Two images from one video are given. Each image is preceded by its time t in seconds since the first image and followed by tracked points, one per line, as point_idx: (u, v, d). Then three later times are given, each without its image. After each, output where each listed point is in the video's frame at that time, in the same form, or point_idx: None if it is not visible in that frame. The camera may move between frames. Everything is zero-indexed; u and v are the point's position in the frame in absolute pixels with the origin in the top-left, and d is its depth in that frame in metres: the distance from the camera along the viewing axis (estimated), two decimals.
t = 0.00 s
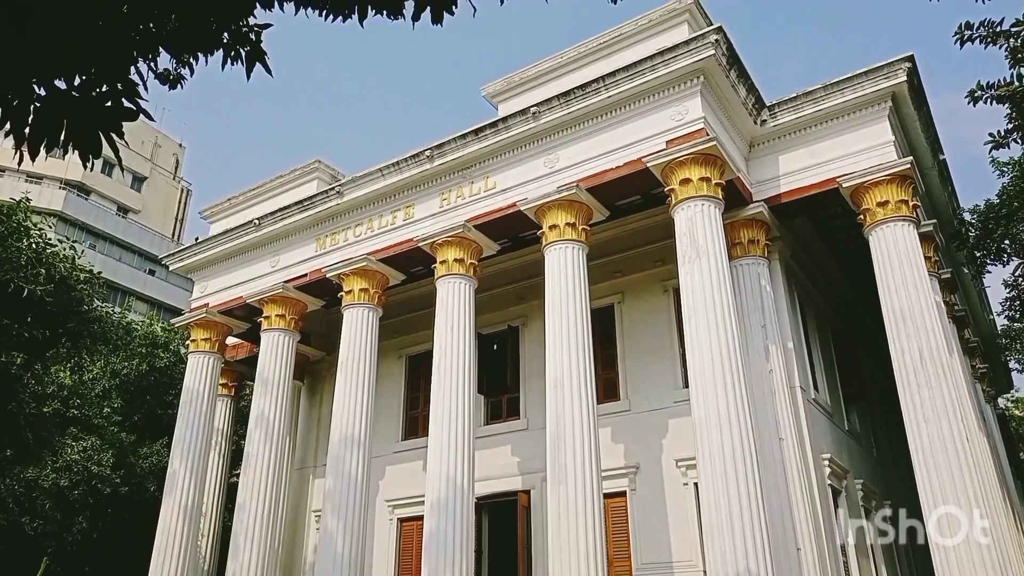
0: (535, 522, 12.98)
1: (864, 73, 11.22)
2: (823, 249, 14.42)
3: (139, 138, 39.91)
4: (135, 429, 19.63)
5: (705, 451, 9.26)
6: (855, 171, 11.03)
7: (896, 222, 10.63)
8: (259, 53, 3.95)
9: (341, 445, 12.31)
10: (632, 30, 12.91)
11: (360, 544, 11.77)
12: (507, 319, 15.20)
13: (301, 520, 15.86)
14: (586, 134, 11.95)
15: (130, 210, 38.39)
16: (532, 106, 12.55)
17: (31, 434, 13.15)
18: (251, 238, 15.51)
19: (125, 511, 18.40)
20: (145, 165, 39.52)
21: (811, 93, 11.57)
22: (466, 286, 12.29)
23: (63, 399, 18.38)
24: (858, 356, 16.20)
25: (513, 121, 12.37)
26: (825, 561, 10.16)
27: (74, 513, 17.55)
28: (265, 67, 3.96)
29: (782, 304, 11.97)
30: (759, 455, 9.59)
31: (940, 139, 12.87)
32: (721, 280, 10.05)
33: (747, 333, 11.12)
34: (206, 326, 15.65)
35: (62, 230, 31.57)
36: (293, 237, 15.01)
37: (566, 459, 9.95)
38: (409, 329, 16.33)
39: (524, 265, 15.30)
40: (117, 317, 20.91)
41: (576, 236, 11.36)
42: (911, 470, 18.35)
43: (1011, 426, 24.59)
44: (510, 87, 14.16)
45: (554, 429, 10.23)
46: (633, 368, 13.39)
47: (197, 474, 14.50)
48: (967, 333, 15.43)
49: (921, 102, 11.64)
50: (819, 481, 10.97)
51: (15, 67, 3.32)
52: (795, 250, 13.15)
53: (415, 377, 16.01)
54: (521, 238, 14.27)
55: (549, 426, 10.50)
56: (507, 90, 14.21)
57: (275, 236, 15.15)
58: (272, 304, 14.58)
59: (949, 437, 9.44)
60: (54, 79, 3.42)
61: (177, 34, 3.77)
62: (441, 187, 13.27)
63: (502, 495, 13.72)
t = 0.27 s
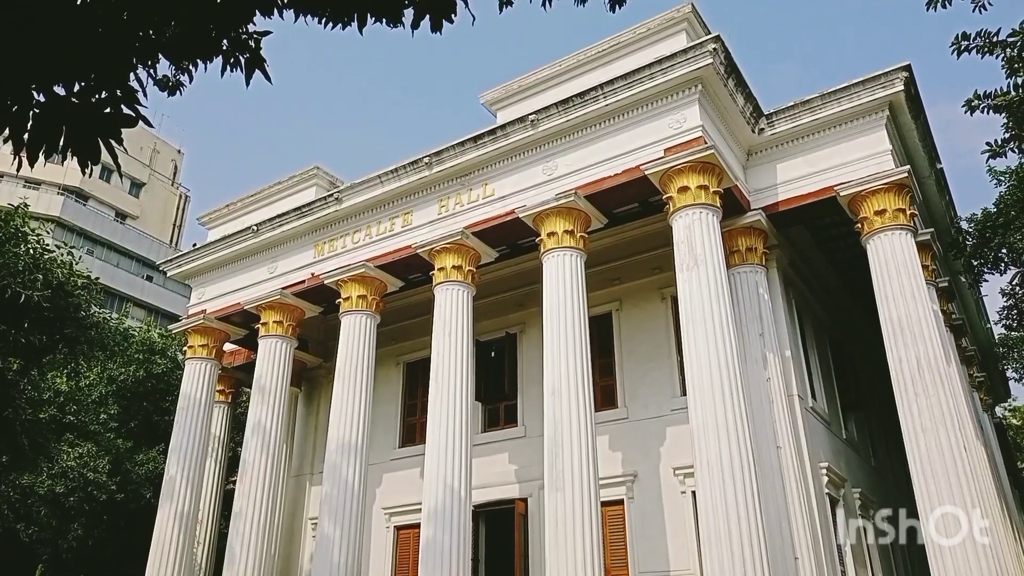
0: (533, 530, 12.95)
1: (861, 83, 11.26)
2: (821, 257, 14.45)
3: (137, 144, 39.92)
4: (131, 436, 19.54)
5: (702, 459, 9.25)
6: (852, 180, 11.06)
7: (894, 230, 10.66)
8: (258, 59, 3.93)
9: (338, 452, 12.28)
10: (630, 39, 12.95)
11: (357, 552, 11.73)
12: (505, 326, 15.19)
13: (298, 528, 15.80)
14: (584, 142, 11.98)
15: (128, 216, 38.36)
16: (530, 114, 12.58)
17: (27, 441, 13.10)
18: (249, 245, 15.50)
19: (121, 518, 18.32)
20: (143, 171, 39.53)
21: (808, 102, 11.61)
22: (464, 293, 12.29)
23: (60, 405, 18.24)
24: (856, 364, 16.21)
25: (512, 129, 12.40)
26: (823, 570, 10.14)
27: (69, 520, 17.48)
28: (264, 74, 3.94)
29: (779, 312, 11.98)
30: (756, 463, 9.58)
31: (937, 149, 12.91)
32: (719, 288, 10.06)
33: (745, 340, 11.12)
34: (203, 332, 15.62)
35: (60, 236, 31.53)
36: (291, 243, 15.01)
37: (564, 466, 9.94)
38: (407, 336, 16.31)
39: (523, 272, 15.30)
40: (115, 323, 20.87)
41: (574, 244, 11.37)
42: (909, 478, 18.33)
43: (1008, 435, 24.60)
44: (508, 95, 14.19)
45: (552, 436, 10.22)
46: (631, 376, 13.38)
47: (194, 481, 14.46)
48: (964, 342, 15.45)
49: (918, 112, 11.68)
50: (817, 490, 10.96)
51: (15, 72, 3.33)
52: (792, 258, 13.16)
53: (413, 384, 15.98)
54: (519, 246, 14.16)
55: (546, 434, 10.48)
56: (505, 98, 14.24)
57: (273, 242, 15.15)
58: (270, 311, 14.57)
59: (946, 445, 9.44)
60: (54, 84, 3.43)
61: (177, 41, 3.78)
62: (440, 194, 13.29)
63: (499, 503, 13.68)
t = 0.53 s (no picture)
0: (533, 537, 12.92)
1: (858, 89, 11.29)
2: (819, 264, 14.47)
3: (136, 153, 40.00)
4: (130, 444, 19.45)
5: (703, 466, 9.24)
6: (850, 186, 11.08)
7: (892, 236, 10.67)
8: (258, 69, 3.97)
9: (338, 460, 12.25)
10: (628, 47, 13.00)
11: (356, 560, 11.69)
12: (504, 333, 15.19)
13: (297, 536, 15.76)
14: (582, 150, 12.01)
15: (128, 225, 38.40)
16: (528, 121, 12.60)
17: (26, 450, 13.07)
18: (248, 253, 15.51)
19: (120, 527, 18.27)
20: (142, 180, 39.59)
21: (806, 109, 11.65)
22: (463, 300, 12.30)
23: (58, 414, 18.36)
24: (855, 370, 16.21)
25: (510, 137, 12.42)
26: None
27: (68, 529, 17.42)
28: (263, 83, 3.98)
29: (779, 318, 11.98)
30: (757, 469, 9.56)
31: (935, 155, 12.94)
32: (718, 294, 10.07)
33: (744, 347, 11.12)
34: (202, 340, 15.60)
35: (60, 245, 31.55)
36: (290, 252, 15.02)
37: (564, 473, 9.92)
38: (407, 344, 16.31)
39: (522, 280, 15.31)
40: (114, 332, 20.84)
41: (573, 251, 11.38)
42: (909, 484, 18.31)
43: (1008, 440, 24.59)
44: (507, 103, 14.23)
45: (551, 443, 10.21)
46: (630, 382, 13.37)
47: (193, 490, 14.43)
48: (963, 348, 15.45)
49: (915, 119, 11.72)
50: (817, 496, 10.94)
51: (15, 83, 3.34)
52: (791, 264, 13.18)
53: (413, 392, 15.96)
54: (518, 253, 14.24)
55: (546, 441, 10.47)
56: (504, 106, 14.27)
57: (272, 250, 15.16)
58: (269, 319, 14.56)
59: (947, 451, 9.43)
60: (53, 95, 3.44)
61: (176, 50, 3.79)
62: (439, 202, 13.31)
63: (499, 511, 13.65)
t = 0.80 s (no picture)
0: (532, 536, 12.92)
1: (857, 89, 11.29)
2: (818, 263, 14.47)
3: (135, 153, 39.98)
4: (129, 445, 19.45)
5: (702, 465, 9.25)
6: (850, 186, 11.08)
7: (891, 236, 10.67)
8: (256, 69, 3.96)
9: (337, 459, 12.25)
10: (627, 46, 13.00)
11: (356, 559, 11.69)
12: (504, 333, 15.19)
13: (297, 536, 15.77)
14: (582, 149, 12.00)
15: (126, 224, 38.38)
16: (527, 121, 12.60)
17: (24, 450, 13.07)
18: (247, 253, 15.50)
19: (119, 527, 18.27)
20: (141, 179, 39.56)
21: (805, 108, 11.65)
22: (462, 300, 12.29)
23: (57, 414, 18.33)
24: (854, 369, 16.23)
25: (509, 137, 12.42)
26: None
27: (67, 529, 17.40)
28: (262, 83, 3.97)
29: (778, 318, 11.99)
30: (756, 469, 9.56)
31: (934, 154, 12.94)
32: (718, 294, 10.07)
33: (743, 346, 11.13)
34: (201, 340, 15.60)
35: (58, 245, 31.53)
36: (289, 251, 15.01)
37: (563, 473, 9.93)
38: (406, 343, 16.30)
39: (521, 279, 15.30)
40: (113, 332, 20.83)
41: (572, 250, 11.37)
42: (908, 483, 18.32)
43: (1007, 439, 24.62)
44: (506, 102, 14.23)
45: (551, 443, 10.20)
46: (629, 382, 13.37)
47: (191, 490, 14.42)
48: (962, 347, 15.47)
49: (914, 118, 11.73)
50: (817, 496, 10.95)
51: (14, 84, 3.34)
52: (790, 264, 13.18)
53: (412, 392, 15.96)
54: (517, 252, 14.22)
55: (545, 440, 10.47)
56: (503, 105, 14.27)
57: (271, 250, 15.15)
58: (268, 319, 14.55)
59: (946, 450, 9.43)
60: (51, 95, 3.44)
61: (176, 50, 3.79)
62: (438, 201, 13.30)
63: (498, 510, 13.65)
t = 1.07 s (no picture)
0: (531, 533, 12.93)
1: (858, 87, 11.28)
2: (818, 261, 14.47)
3: (135, 149, 39.97)
4: (129, 441, 19.40)
5: (701, 462, 9.25)
6: (850, 184, 11.07)
7: (891, 234, 10.67)
8: (257, 66, 3.94)
9: (336, 456, 12.26)
10: (628, 43, 12.98)
11: (355, 556, 11.70)
12: (503, 330, 15.20)
13: (296, 532, 15.79)
14: (583, 147, 11.99)
15: (127, 221, 38.36)
16: (528, 118, 12.59)
17: (24, 446, 13.09)
18: (247, 250, 15.49)
19: (118, 523, 18.29)
20: (141, 176, 39.55)
21: (806, 106, 11.64)
22: (462, 297, 12.29)
23: (57, 410, 18.34)
24: (854, 367, 16.23)
25: (510, 134, 12.40)
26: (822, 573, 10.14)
27: (67, 525, 17.43)
28: (263, 80, 3.96)
29: (778, 316, 11.99)
30: (755, 467, 9.57)
31: (934, 152, 12.93)
32: (718, 292, 10.07)
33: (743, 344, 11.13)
34: (201, 337, 15.60)
35: (59, 241, 31.54)
36: (290, 248, 15.00)
37: (562, 470, 9.93)
38: (406, 340, 16.31)
39: (521, 277, 15.30)
40: (113, 328, 20.83)
41: (572, 248, 11.37)
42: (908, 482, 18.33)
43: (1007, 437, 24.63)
44: (506, 99, 14.21)
45: (550, 440, 10.21)
46: (629, 380, 13.38)
47: (191, 486, 14.43)
48: (962, 345, 15.47)
49: (915, 116, 11.72)
50: (816, 494, 10.96)
51: (14, 80, 3.33)
52: (790, 262, 13.18)
53: (412, 389, 15.97)
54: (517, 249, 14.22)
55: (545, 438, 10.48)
56: (504, 102, 14.25)
57: (271, 247, 15.15)
58: (268, 315, 14.54)
59: (945, 448, 9.44)
60: (52, 91, 3.43)
61: (176, 47, 3.77)
62: (438, 199, 13.29)
63: (498, 507, 13.66)
